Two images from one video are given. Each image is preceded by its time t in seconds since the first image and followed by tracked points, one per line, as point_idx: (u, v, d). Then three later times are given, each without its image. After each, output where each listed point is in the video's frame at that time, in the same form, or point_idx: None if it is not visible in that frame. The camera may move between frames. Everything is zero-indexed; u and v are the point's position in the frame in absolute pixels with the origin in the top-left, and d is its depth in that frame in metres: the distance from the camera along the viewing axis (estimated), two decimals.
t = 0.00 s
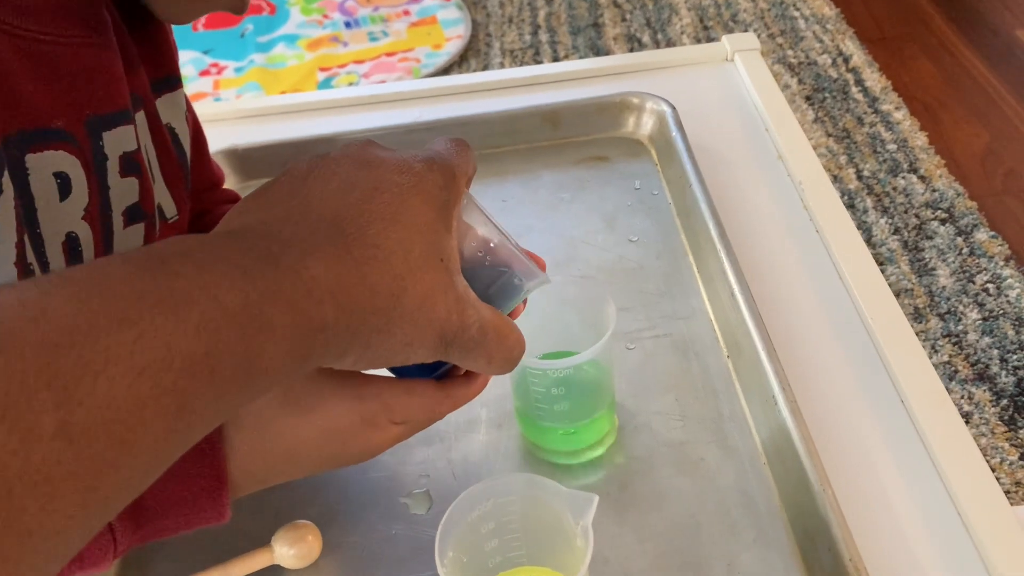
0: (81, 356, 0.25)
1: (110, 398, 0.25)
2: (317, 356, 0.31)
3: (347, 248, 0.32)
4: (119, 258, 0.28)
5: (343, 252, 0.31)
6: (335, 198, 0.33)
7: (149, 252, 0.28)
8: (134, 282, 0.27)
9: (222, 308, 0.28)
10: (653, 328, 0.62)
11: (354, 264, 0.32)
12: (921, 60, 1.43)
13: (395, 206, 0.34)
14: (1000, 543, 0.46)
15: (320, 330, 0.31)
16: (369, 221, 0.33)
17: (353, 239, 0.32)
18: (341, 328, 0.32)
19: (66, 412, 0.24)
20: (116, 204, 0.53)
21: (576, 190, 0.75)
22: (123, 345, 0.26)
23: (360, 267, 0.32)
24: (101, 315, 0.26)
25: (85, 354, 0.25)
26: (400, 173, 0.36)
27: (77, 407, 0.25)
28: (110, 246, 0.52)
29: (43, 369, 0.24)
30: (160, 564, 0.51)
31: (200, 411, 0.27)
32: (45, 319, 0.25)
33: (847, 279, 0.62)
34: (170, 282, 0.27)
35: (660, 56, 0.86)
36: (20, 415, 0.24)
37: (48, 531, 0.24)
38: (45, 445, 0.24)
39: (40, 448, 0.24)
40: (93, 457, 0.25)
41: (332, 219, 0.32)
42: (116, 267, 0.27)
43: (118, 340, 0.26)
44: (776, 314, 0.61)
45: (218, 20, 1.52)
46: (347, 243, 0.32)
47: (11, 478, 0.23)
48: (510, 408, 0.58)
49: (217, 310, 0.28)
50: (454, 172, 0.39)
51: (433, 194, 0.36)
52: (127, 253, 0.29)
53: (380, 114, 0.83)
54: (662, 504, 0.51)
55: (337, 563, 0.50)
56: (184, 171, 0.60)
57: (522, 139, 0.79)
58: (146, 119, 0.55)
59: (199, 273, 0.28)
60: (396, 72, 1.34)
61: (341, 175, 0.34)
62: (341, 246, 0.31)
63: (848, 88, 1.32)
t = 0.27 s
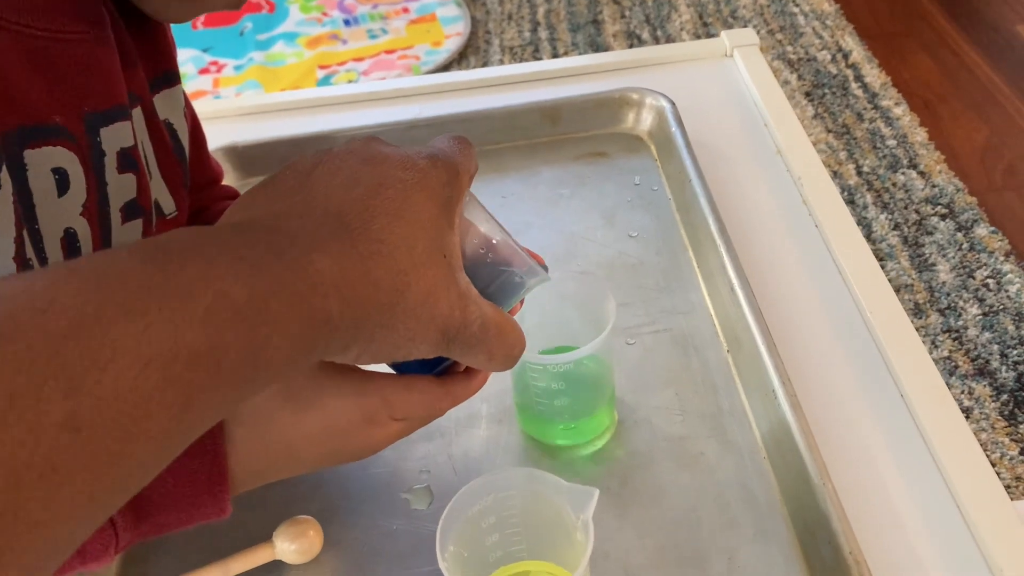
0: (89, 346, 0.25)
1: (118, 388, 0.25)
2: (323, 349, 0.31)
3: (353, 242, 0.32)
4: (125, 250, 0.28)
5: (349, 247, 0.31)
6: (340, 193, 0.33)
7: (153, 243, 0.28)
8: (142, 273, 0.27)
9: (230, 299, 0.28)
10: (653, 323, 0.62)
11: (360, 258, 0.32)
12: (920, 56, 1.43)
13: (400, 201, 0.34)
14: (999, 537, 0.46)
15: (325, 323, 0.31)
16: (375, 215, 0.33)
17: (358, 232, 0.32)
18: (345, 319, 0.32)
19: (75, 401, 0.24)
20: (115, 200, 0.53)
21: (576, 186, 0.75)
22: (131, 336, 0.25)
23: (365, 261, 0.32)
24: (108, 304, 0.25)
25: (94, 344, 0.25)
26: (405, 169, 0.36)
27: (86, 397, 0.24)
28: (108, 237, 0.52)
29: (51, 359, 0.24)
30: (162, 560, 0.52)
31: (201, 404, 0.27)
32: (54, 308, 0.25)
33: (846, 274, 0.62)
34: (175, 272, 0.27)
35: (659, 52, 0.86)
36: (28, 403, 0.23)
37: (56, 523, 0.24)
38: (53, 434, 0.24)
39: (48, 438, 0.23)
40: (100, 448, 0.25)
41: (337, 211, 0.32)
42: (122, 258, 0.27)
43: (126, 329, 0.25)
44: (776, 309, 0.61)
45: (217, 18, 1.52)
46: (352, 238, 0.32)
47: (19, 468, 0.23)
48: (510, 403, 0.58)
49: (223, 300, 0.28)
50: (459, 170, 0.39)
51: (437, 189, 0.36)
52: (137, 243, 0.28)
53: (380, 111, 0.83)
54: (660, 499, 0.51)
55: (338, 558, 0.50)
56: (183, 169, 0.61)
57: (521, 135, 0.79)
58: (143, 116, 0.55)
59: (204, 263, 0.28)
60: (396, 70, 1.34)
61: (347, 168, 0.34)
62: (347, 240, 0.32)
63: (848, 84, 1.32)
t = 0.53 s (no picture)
0: (80, 347, 0.24)
1: (110, 389, 0.25)
2: (318, 352, 0.31)
3: (345, 239, 0.31)
4: (116, 253, 0.27)
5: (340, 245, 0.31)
6: (332, 190, 0.33)
7: (145, 245, 0.28)
8: (135, 273, 0.26)
9: (222, 299, 0.27)
10: (655, 319, 0.62)
11: (352, 257, 0.31)
12: (921, 53, 1.43)
13: (394, 194, 0.34)
14: (999, 535, 0.46)
15: (319, 323, 0.30)
16: (366, 210, 0.33)
17: (350, 229, 0.32)
18: (338, 320, 0.31)
19: (66, 403, 0.24)
20: (115, 196, 0.52)
21: (577, 182, 0.74)
22: (123, 336, 0.25)
23: (357, 259, 0.31)
24: (99, 305, 0.25)
25: (85, 345, 0.24)
26: (398, 160, 0.35)
27: (77, 399, 0.24)
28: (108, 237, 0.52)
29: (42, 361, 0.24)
30: (163, 557, 0.51)
31: (204, 400, 0.27)
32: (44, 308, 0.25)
33: (847, 271, 0.62)
34: (168, 271, 0.27)
35: (660, 48, 0.86)
36: (18, 406, 0.23)
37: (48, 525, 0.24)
38: (44, 437, 0.23)
39: (38, 441, 0.23)
40: (91, 450, 0.24)
41: (331, 210, 0.32)
42: (116, 260, 0.27)
43: (118, 330, 0.25)
44: (778, 305, 0.61)
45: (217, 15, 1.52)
46: (345, 234, 0.32)
47: (9, 471, 0.23)
48: (512, 399, 0.58)
49: (214, 299, 0.27)
50: (453, 155, 0.39)
51: (430, 180, 0.36)
52: (130, 246, 0.28)
53: (380, 107, 0.83)
54: (663, 495, 0.51)
55: (340, 555, 0.50)
56: (183, 166, 0.60)
57: (523, 131, 0.79)
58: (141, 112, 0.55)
59: (197, 263, 0.28)
60: (396, 67, 1.34)
61: (335, 162, 0.34)
62: (340, 237, 0.31)
63: (849, 81, 1.32)
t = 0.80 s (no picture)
0: (69, 349, 0.25)
1: (99, 389, 0.25)
2: (313, 349, 0.31)
3: (334, 231, 0.31)
4: (99, 259, 0.28)
5: (329, 235, 0.31)
6: (319, 181, 0.33)
7: (135, 249, 0.29)
8: (126, 276, 0.27)
9: (214, 299, 0.28)
10: (661, 317, 0.62)
11: (341, 246, 0.31)
12: (924, 52, 1.43)
13: (384, 180, 0.34)
14: (1005, 533, 0.46)
15: (315, 319, 0.31)
16: (354, 200, 0.33)
17: (338, 219, 0.32)
18: (335, 314, 0.31)
19: (55, 404, 0.24)
20: (120, 192, 0.53)
21: (582, 181, 0.75)
22: (112, 337, 0.25)
23: (348, 247, 0.31)
24: (88, 308, 0.26)
25: (74, 347, 0.25)
26: (384, 141, 0.35)
27: (67, 400, 0.24)
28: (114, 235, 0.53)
29: (31, 363, 0.24)
30: (169, 554, 0.52)
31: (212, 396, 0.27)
32: (31, 314, 0.25)
33: (853, 271, 0.62)
34: (160, 272, 0.27)
35: (664, 47, 0.86)
36: (8, 407, 0.23)
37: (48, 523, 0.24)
38: (34, 438, 0.24)
39: (29, 441, 0.23)
40: (84, 450, 0.25)
41: (316, 201, 0.32)
42: (108, 263, 0.27)
43: (107, 331, 0.25)
44: (783, 303, 0.61)
45: (221, 14, 1.52)
46: (333, 226, 0.32)
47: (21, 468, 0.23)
48: (518, 397, 0.58)
49: (204, 299, 0.27)
50: (442, 128, 0.39)
51: (422, 160, 0.36)
52: (127, 250, 0.29)
53: (385, 105, 0.83)
54: (669, 492, 0.51)
55: (346, 552, 0.50)
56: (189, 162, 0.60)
57: (527, 130, 0.79)
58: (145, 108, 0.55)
59: (188, 263, 0.28)
60: (399, 65, 1.34)
61: (320, 152, 0.34)
62: (328, 231, 0.31)
63: (852, 80, 1.32)
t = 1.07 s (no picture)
0: (80, 335, 0.25)
1: (109, 377, 0.25)
2: (327, 334, 0.31)
3: (349, 221, 0.32)
4: (115, 242, 0.28)
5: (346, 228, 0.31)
6: (331, 172, 0.33)
7: (151, 235, 0.28)
8: (139, 263, 0.27)
9: (226, 288, 0.28)
10: (664, 318, 0.62)
11: (357, 238, 0.31)
12: (926, 52, 1.43)
13: (401, 175, 0.34)
14: (1006, 533, 0.46)
15: (325, 310, 0.31)
16: (371, 191, 0.33)
17: (354, 210, 0.32)
18: (347, 302, 0.31)
19: (65, 391, 0.24)
20: (108, 181, 0.55)
21: (584, 181, 0.75)
22: (124, 324, 0.25)
23: (362, 240, 0.32)
24: (101, 293, 0.26)
25: (85, 334, 0.25)
26: (403, 137, 0.35)
27: (77, 387, 0.24)
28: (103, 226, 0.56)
29: (41, 349, 0.24)
30: (172, 554, 0.52)
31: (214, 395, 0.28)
32: (44, 297, 0.25)
33: (855, 271, 0.62)
34: (172, 262, 0.27)
35: (666, 48, 0.86)
36: (18, 393, 0.23)
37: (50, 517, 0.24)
38: (44, 424, 0.24)
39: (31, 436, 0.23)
40: (91, 439, 0.25)
41: (321, 195, 0.32)
42: (117, 249, 0.27)
43: (119, 319, 0.25)
44: (786, 303, 0.61)
45: (222, 14, 1.52)
46: (348, 217, 0.32)
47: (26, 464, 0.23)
48: (521, 397, 0.58)
49: (217, 289, 0.28)
50: (460, 128, 0.39)
51: (439, 154, 0.36)
52: (132, 233, 0.29)
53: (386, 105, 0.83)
54: (671, 492, 0.52)
55: (350, 551, 0.51)
56: (178, 154, 0.61)
57: (530, 130, 0.79)
58: (129, 98, 0.56)
59: (199, 254, 0.28)
60: (400, 65, 1.34)
61: (338, 146, 0.34)
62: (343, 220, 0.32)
63: (853, 80, 1.32)
